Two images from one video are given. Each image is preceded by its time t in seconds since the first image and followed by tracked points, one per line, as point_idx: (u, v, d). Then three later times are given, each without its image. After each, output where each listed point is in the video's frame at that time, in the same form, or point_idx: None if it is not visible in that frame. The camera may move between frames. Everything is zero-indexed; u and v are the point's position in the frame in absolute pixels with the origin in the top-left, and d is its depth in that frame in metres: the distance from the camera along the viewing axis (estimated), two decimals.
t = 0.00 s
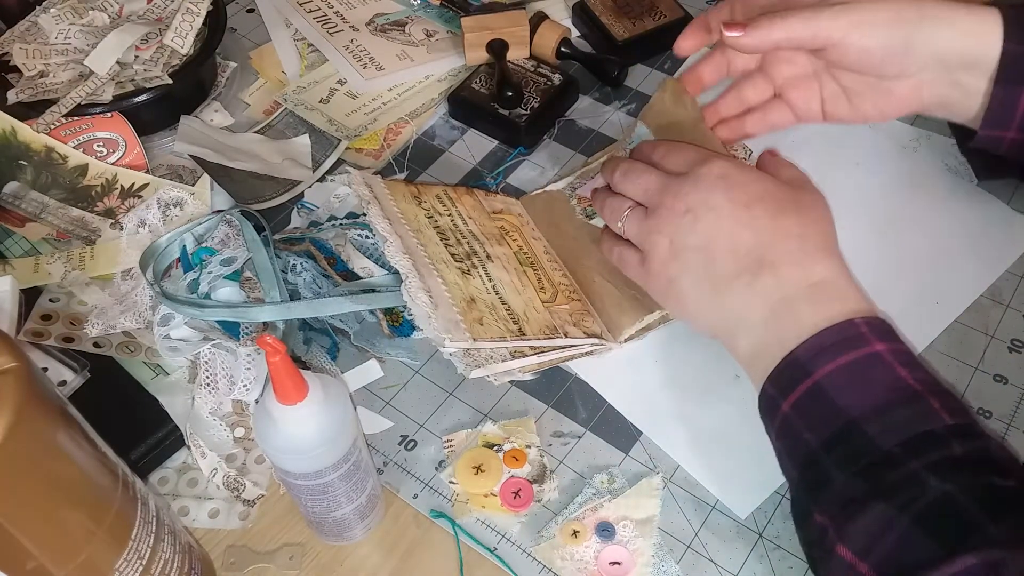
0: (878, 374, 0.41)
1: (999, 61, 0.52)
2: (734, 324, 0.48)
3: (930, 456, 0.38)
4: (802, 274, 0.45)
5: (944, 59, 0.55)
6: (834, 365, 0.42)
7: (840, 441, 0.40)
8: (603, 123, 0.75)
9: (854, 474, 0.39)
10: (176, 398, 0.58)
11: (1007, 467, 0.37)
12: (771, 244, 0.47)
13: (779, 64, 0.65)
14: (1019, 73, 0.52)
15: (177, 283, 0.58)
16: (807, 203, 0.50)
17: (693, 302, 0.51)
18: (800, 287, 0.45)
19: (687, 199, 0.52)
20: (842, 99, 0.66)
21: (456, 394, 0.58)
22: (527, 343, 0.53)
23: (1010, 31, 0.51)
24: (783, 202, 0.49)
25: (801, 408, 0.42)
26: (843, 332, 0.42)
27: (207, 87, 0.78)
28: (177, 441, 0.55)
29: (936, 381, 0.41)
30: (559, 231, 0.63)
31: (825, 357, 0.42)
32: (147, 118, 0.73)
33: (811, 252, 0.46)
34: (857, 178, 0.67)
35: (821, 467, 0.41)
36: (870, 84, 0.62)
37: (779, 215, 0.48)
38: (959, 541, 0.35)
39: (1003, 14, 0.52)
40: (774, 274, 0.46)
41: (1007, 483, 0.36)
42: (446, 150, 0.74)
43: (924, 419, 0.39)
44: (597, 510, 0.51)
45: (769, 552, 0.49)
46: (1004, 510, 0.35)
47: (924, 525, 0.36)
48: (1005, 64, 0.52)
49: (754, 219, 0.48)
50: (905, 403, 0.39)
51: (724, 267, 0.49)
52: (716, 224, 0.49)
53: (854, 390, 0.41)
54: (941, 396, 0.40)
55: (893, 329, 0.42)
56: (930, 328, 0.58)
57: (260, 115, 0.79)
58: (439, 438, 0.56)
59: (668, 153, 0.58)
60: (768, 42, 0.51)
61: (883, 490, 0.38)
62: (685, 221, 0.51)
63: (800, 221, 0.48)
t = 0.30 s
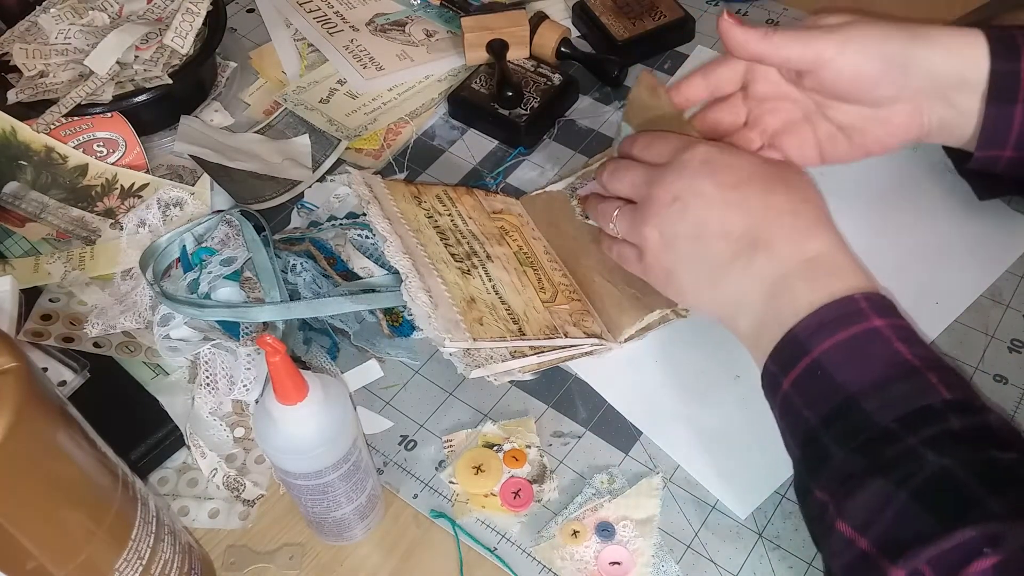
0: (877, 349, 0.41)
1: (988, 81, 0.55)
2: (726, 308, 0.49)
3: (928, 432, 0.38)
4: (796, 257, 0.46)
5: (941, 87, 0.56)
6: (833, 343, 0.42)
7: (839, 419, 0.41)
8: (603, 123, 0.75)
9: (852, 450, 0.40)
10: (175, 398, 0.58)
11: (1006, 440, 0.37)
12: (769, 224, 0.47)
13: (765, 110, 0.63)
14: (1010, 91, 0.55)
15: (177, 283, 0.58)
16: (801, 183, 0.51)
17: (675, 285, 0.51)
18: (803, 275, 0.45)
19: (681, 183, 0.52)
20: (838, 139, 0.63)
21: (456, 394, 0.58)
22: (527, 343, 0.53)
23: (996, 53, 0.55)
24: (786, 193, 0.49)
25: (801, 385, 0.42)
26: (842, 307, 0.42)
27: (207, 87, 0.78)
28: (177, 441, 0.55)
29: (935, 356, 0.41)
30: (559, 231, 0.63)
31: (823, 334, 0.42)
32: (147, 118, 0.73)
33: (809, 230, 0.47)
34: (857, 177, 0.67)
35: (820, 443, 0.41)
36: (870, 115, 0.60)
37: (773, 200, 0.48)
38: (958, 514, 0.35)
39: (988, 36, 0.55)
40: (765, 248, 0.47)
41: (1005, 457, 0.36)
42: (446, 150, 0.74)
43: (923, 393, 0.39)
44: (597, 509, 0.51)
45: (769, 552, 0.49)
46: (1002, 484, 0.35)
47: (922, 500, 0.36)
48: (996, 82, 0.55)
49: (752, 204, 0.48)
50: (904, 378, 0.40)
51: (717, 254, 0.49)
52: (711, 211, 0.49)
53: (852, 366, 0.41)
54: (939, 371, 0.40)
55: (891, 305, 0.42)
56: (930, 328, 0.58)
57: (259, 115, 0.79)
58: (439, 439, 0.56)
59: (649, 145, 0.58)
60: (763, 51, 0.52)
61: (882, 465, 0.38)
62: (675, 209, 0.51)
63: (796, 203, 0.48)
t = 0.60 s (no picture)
0: (817, 333, 0.37)
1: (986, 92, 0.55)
2: (668, 297, 0.45)
3: (876, 416, 0.34)
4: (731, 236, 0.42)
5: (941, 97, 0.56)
6: (773, 329, 0.38)
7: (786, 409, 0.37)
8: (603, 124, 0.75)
9: (801, 437, 0.36)
10: (176, 398, 0.58)
11: (957, 415, 0.34)
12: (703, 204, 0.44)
13: (764, 126, 0.61)
14: (1007, 106, 0.55)
15: (177, 283, 0.58)
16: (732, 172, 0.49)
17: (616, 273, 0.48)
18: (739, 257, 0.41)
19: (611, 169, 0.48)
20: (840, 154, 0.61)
21: (456, 394, 0.58)
22: (527, 342, 0.53)
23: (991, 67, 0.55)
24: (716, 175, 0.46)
25: (745, 374, 0.39)
26: (776, 288, 0.38)
27: (207, 87, 0.78)
28: (177, 441, 0.55)
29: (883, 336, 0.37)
30: (559, 231, 0.63)
31: (760, 318, 0.38)
32: (147, 118, 0.73)
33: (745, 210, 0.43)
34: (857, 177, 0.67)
35: (771, 432, 0.37)
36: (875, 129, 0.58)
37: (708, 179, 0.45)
38: (915, 490, 0.32)
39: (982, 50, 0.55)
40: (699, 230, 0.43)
41: (957, 430, 0.33)
42: (446, 150, 0.74)
43: (868, 378, 0.35)
44: (597, 510, 0.51)
45: (769, 552, 0.49)
46: (957, 452, 0.32)
47: (875, 480, 0.33)
48: (994, 96, 0.55)
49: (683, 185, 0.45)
50: (849, 363, 0.36)
51: (651, 245, 0.45)
52: (639, 197, 0.46)
53: (793, 353, 0.37)
54: (886, 352, 0.36)
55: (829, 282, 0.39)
56: (930, 329, 0.58)
57: (259, 115, 0.79)
58: (439, 439, 0.56)
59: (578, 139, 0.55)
60: (770, 56, 0.49)
61: (834, 450, 0.34)
62: (603, 200, 0.48)
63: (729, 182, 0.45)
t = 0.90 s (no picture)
0: (703, 363, 0.38)
1: (971, 118, 0.58)
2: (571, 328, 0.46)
3: (772, 447, 0.35)
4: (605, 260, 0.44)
5: (929, 128, 0.58)
6: (658, 368, 0.39)
7: (682, 451, 0.37)
8: (603, 124, 0.76)
9: (704, 481, 0.36)
10: (176, 399, 0.58)
11: (863, 423, 0.34)
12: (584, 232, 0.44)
13: (767, 151, 0.63)
14: (994, 129, 0.57)
15: (177, 283, 0.58)
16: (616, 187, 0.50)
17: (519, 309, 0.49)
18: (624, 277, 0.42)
19: (477, 205, 0.50)
20: (835, 182, 0.63)
21: (456, 394, 0.58)
22: (525, 341, 0.54)
23: (978, 93, 0.57)
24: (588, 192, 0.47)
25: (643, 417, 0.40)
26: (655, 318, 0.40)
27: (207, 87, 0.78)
28: (177, 441, 0.55)
29: (769, 349, 0.38)
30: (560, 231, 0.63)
31: (648, 356, 0.39)
32: (148, 118, 0.73)
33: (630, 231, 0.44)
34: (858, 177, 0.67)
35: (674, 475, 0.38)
36: (869, 162, 0.61)
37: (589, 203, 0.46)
38: (826, 523, 0.32)
39: (967, 79, 0.58)
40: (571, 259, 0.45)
41: (865, 443, 0.33)
42: (446, 151, 0.74)
43: (755, 404, 0.36)
44: (597, 510, 0.51)
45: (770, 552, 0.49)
46: (870, 469, 0.32)
47: (781, 515, 0.33)
48: (980, 121, 0.57)
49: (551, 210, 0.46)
50: (735, 391, 0.37)
51: (550, 282, 0.46)
52: (525, 232, 0.47)
53: (679, 391, 0.38)
54: (771, 369, 0.37)
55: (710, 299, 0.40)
56: (930, 329, 0.58)
57: (259, 114, 0.79)
58: (440, 439, 0.56)
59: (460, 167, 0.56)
60: (771, 98, 0.53)
61: (736, 491, 0.35)
62: (492, 228, 0.48)
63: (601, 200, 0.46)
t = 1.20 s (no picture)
0: (674, 369, 0.41)
1: (971, 122, 0.58)
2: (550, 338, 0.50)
3: (747, 452, 0.37)
4: (580, 270, 0.47)
5: (930, 135, 0.59)
6: (630, 375, 0.42)
7: (655, 454, 0.40)
8: (604, 124, 0.76)
9: (682, 487, 0.39)
10: (176, 399, 0.58)
11: (835, 425, 0.37)
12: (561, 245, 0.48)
13: (769, 155, 0.63)
14: (992, 131, 0.58)
15: (178, 283, 0.58)
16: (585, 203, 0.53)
17: (496, 323, 0.52)
18: (600, 285, 0.46)
19: (450, 220, 0.52)
20: (837, 187, 0.63)
21: (457, 395, 0.58)
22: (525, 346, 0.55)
23: (977, 96, 0.58)
24: (559, 204, 0.51)
25: (616, 422, 0.43)
26: (628, 327, 0.43)
27: (207, 88, 0.78)
28: (178, 442, 0.55)
29: (734, 352, 0.41)
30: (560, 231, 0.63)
31: (620, 364, 0.42)
32: (148, 118, 0.73)
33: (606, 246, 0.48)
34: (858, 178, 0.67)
35: (649, 483, 0.41)
36: (872, 168, 0.61)
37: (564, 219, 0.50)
38: (805, 528, 0.34)
39: (966, 84, 0.58)
40: (547, 269, 0.48)
41: (841, 446, 0.36)
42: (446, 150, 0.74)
43: (725, 408, 0.39)
44: (598, 510, 0.51)
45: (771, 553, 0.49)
46: (847, 471, 0.35)
47: (761, 520, 0.36)
48: (979, 124, 0.58)
49: (527, 225, 0.49)
50: (705, 394, 0.39)
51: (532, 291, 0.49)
52: (507, 244, 0.50)
53: (650, 397, 0.41)
54: (740, 373, 0.39)
55: (678, 307, 0.43)
56: (930, 329, 0.58)
57: (260, 115, 0.79)
58: (440, 439, 0.56)
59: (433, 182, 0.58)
60: (775, 108, 0.54)
61: (713, 499, 0.37)
62: (477, 242, 0.51)
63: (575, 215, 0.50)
